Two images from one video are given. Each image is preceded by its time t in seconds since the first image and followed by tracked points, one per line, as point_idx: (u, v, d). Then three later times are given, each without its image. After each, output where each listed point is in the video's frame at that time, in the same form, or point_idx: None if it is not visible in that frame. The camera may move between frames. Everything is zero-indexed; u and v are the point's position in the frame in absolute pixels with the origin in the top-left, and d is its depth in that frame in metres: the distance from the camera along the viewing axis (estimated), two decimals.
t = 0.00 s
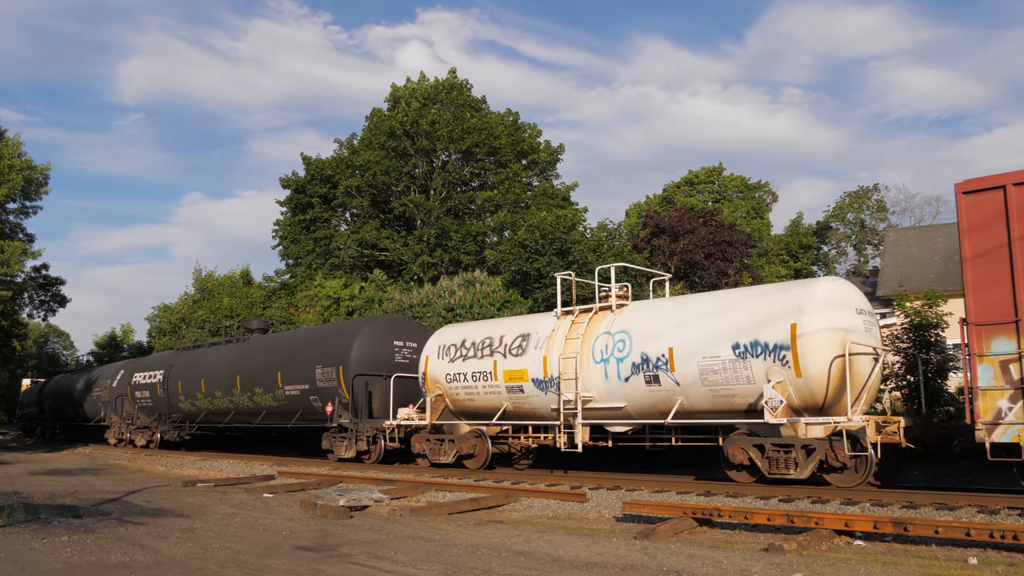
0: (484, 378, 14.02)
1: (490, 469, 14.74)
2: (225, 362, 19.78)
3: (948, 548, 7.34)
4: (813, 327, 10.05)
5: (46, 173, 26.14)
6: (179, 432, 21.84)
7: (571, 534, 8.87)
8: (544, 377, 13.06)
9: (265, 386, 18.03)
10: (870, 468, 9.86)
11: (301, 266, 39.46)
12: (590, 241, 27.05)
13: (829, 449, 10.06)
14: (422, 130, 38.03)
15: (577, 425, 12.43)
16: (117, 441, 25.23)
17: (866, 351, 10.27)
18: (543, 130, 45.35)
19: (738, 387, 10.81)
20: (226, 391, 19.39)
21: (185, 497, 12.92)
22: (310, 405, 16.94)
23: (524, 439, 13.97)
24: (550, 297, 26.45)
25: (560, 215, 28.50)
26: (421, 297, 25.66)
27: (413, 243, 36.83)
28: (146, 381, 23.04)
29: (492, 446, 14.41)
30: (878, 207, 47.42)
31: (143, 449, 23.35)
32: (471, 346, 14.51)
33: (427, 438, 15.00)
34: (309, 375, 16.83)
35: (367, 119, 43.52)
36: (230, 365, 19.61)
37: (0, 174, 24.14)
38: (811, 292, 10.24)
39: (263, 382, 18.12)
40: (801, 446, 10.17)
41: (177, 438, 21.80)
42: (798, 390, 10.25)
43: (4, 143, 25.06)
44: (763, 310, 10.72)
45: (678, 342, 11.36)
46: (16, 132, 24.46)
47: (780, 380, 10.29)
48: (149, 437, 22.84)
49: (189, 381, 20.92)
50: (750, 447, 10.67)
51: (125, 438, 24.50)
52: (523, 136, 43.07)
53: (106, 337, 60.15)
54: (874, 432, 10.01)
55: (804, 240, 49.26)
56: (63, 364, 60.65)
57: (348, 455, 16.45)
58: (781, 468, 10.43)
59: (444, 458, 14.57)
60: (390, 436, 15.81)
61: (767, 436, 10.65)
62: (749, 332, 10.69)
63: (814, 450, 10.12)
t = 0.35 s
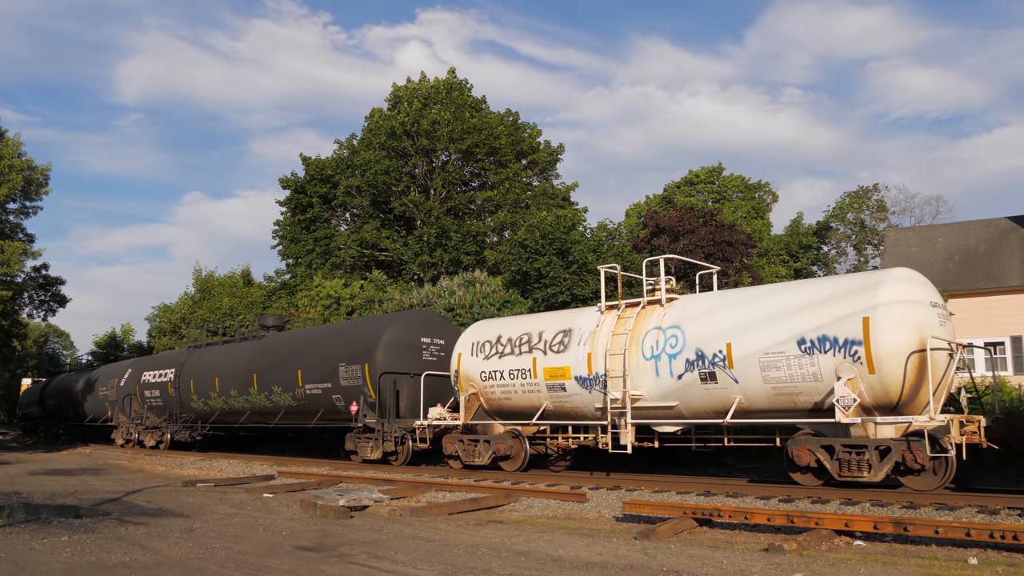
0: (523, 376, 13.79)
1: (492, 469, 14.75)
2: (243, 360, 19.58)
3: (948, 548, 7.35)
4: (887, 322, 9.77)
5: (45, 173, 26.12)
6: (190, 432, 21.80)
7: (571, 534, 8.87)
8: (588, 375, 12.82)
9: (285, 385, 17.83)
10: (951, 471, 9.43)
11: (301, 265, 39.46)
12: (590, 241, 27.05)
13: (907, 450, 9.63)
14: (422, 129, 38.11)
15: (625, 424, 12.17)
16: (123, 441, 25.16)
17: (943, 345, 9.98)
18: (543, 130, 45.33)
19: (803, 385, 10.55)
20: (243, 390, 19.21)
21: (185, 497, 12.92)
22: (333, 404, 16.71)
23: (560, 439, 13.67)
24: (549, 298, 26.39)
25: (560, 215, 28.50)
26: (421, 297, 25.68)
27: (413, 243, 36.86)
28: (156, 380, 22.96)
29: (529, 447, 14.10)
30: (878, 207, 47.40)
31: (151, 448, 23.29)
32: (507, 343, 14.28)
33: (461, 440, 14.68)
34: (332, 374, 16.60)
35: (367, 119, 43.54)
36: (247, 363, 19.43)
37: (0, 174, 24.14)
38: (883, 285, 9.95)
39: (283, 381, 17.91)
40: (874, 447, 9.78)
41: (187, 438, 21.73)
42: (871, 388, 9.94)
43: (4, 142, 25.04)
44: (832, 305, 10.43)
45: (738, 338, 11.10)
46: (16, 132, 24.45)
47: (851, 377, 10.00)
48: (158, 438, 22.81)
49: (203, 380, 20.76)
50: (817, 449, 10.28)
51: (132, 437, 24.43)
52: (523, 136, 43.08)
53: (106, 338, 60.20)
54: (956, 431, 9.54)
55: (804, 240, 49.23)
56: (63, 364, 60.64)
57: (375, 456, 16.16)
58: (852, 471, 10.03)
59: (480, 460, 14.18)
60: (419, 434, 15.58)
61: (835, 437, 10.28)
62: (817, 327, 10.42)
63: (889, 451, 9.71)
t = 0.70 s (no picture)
0: (565, 373, 13.31)
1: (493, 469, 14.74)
2: (260, 358, 19.33)
3: (948, 548, 7.34)
4: (971, 315, 9.28)
5: (46, 173, 26.12)
6: (203, 432, 21.62)
7: (571, 534, 8.87)
8: (637, 372, 12.31)
9: (305, 385, 17.56)
10: None
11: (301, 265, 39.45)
12: (590, 241, 27.05)
13: (994, 452, 9.13)
14: (423, 129, 38.15)
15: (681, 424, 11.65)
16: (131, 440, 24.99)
17: None
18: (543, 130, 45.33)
19: (876, 382, 10.05)
20: (262, 389, 18.97)
21: (185, 497, 12.91)
22: (357, 403, 16.44)
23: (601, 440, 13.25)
24: (550, 298, 26.40)
25: (560, 215, 28.50)
26: (421, 297, 25.70)
27: (413, 242, 36.88)
28: (166, 379, 22.78)
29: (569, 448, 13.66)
30: (878, 207, 47.37)
31: (160, 449, 23.17)
32: (547, 339, 13.79)
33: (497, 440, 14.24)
34: (357, 372, 16.33)
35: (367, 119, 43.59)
36: (266, 362, 19.17)
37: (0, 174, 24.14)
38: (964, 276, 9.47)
39: (303, 380, 17.65)
40: (958, 448, 9.29)
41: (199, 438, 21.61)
42: (952, 384, 9.45)
43: (4, 143, 25.05)
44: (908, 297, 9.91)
45: (804, 333, 10.63)
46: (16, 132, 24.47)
47: (932, 373, 9.51)
48: (170, 438, 22.69)
49: (218, 378, 20.54)
50: (894, 450, 9.78)
51: (140, 437, 24.29)
52: (523, 136, 43.10)
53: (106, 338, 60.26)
54: None
55: (804, 241, 49.20)
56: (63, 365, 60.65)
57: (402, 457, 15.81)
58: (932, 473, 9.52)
59: (518, 460, 13.71)
60: (452, 434, 15.18)
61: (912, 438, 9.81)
62: (890, 321, 9.94)
63: (975, 452, 9.21)
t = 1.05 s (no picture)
0: (611, 370, 12.61)
1: (494, 469, 14.73)
2: (278, 356, 18.79)
3: (948, 548, 7.34)
4: None
5: (46, 174, 26.11)
6: (216, 432, 21.27)
7: (571, 534, 8.86)
8: (692, 369, 11.62)
9: (327, 384, 17.00)
10: None
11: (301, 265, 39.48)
12: (590, 241, 27.07)
13: None
14: (423, 129, 38.17)
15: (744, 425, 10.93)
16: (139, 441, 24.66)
17: None
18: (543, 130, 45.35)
19: (958, 379, 9.37)
20: (280, 388, 18.41)
21: (185, 497, 12.90)
22: (382, 401, 15.89)
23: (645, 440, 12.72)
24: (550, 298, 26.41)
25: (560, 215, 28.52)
26: (421, 297, 25.73)
27: (413, 242, 36.91)
28: (177, 378, 22.40)
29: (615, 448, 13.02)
30: (878, 207, 47.40)
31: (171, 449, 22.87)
32: (591, 334, 13.09)
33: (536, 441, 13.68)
34: (383, 369, 15.77)
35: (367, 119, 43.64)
36: (284, 360, 18.62)
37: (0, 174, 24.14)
38: None
39: (325, 379, 17.09)
40: None
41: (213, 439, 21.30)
42: None
43: (4, 143, 25.04)
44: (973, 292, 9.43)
45: (878, 327, 9.95)
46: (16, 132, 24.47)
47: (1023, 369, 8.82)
48: (181, 438, 22.39)
49: (232, 377, 20.04)
50: (979, 451, 9.05)
51: (149, 438, 23.97)
52: (523, 136, 43.13)
53: (107, 338, 60.35)
54: None
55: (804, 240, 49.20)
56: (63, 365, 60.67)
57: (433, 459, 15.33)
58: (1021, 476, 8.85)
59: (560, 462, 13.16)
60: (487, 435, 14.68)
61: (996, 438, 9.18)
62: (976, 313, 9.26)
63: None
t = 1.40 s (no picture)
0: (663, 367, 12.00)
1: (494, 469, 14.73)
2: (299, 354, 18.21)
3: (947, 548, 7.36)
4: None
5: (46, 173, 26.12)
6: (230, 433, 20.92)
7: (571, 534, 8.88)
8: (752, 366, 11.04)
9: (352, 382, 16.34)
10: None
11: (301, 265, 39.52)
12: (590, 240, 27.06)
13: None
14: (423, 129, 38.13)
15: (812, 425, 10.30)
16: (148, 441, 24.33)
17: None
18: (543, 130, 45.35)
19: None
20: (301, 386, 17.81)
21: (185, 497, 12.92)
22: (411, 401, 15.23)
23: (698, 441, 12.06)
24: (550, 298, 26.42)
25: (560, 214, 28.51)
26: (421, 297, 25.73)
27: (413, 243, 36.93)
28: (191, 377, 22.08)
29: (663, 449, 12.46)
30: (878, 207, 47.39)
31: (182, 450, 22.58)
32: (639, 330, 12.47)
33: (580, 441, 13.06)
34: (412, 367, 15.09)
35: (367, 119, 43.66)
36: (306, 357, 18.01)
37: None
38: None
39: (349, 376, 16.43)
40: None
41: (227, 440, 20.97)
42: None
43: (4, 142, 25.04)
44: None
45: (960, 321, 9.29)
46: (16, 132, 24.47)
47: None
48: (194, 438, 22.06)
49: (250, 375, 19.51)
50: None
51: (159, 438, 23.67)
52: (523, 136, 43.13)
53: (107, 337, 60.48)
54: None
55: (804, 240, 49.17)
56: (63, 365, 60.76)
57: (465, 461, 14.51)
58: None
59: (607, 464, 12.52)
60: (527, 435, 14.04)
61: None
62: None
63: None
